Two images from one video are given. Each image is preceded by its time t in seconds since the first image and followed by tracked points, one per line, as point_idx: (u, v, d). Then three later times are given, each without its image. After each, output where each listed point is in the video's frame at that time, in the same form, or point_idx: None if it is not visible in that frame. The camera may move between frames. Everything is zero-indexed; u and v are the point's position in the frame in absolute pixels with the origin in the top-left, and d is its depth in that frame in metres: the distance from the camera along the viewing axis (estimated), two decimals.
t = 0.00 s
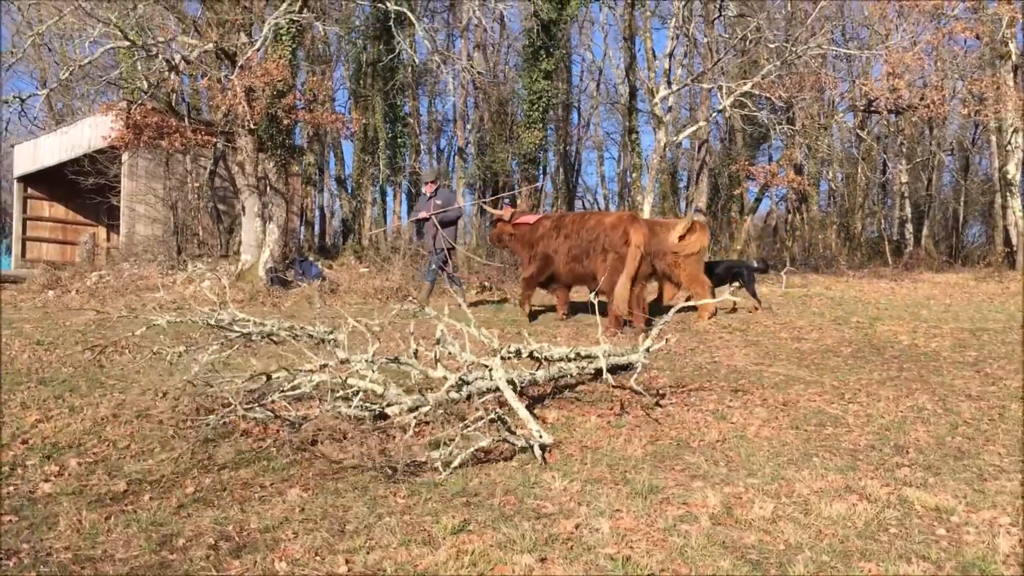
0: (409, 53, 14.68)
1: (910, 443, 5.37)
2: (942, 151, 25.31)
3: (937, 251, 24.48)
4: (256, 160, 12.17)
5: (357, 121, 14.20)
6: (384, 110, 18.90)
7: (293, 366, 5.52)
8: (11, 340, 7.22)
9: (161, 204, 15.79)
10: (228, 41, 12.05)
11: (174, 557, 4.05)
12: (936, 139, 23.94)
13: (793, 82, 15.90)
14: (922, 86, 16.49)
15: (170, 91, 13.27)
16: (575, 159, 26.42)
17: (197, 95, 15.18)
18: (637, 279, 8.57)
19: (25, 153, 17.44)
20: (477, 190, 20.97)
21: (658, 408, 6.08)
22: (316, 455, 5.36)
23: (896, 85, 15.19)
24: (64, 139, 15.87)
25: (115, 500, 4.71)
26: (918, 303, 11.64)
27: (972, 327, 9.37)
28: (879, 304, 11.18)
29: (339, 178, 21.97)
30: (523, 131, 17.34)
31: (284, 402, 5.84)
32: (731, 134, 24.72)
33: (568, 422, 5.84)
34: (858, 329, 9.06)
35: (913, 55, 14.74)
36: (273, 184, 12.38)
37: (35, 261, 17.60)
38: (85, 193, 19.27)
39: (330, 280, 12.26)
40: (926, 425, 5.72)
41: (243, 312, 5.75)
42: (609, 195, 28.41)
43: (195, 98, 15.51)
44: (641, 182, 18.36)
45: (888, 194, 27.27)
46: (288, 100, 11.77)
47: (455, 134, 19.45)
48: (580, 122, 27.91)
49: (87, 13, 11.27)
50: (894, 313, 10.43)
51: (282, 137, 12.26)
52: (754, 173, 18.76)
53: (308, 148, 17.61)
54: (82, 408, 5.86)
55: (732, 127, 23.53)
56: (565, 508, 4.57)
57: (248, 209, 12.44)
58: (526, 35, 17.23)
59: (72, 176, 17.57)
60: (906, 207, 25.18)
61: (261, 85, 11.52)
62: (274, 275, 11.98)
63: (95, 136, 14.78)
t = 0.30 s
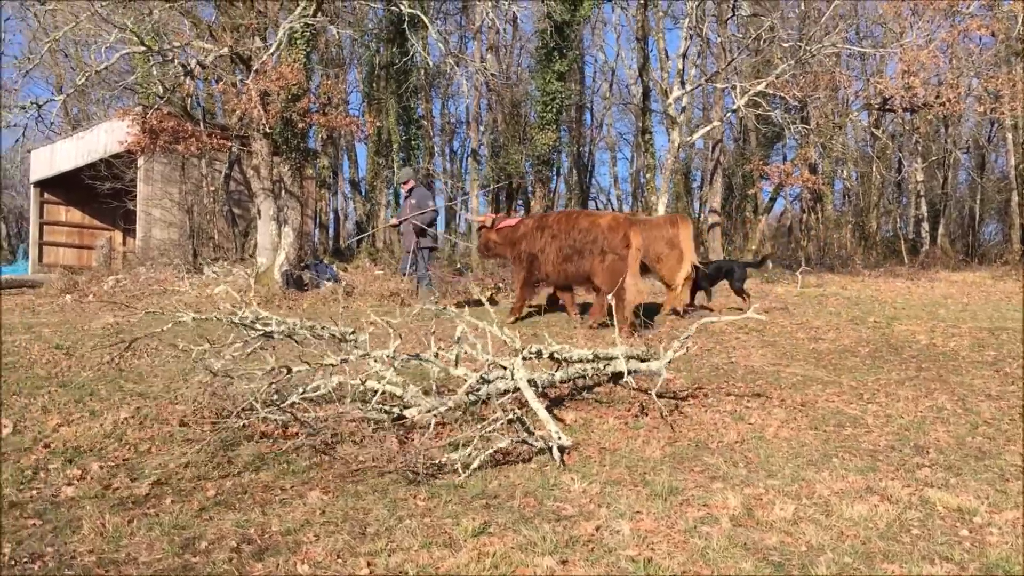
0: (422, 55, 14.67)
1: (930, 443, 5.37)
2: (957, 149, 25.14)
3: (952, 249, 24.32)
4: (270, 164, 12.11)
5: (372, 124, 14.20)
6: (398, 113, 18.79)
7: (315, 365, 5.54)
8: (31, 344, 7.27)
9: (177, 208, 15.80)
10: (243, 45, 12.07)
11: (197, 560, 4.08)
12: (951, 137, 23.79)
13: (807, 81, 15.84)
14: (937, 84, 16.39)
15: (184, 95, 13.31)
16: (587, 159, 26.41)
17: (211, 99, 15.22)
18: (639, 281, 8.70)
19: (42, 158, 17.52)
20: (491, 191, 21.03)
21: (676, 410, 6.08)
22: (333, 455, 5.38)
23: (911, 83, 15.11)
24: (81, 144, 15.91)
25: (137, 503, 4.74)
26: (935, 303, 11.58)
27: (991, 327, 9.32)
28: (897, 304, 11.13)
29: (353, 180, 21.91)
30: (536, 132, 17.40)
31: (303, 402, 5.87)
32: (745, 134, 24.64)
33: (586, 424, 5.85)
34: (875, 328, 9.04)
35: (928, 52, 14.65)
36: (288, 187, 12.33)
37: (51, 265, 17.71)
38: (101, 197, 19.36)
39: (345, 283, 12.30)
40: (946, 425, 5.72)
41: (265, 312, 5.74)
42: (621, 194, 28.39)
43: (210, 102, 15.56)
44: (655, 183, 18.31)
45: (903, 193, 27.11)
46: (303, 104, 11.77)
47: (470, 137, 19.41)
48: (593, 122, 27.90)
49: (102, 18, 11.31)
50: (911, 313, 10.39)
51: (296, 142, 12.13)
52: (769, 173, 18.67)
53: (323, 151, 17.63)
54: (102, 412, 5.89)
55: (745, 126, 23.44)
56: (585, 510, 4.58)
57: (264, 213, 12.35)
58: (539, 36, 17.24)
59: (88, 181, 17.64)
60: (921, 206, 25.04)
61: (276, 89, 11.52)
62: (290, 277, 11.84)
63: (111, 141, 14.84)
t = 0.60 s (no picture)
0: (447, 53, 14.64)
1: (963, 440, 5.36)
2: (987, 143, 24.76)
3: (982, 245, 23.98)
4: (297, 162, 12.23)
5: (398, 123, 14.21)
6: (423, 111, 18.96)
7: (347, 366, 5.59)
8: (64, 343, 7.41)
9: (205, 208, 15.96)
10: (270, 46, 12.08)
11: (233, 556, 4.13)
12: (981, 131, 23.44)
13: (834, 76, 15.68)
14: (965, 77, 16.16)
15: (211, 96, 13.40)
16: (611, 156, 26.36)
17: (237, 98, 15.30)
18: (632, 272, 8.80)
19: (72, 159, 17.73)
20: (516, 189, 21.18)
21: (705, 406, 6.08)
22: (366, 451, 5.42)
23: (939, 76, 14.90)
24: (110, 145, 16.07)
25: (171, 500, 4.81)
26: (965, 299, 11.45)
27: None
28: (927, 300, 11.01)
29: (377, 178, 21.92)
30: (561, 129, 17.62)
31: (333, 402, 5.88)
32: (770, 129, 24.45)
33: (615, 421, 5.86)
34: (905, 325, 8.97)
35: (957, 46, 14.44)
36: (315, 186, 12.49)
37: (81, 264, 17.96)
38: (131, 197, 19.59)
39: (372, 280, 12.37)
40: (979, 422, 5.69)
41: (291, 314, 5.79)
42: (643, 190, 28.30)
43: (236, 102, 15.67)
44: (680, 179, 18.18)
45: (932, 188, 26.76)
46: (328, 103, 11.76)
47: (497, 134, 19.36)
48: (617, 119, 27.83)
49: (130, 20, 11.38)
50: (941, 309, 10.29)
51: (323, 140, 12.22)
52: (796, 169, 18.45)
53: (348, 150, 17.72)
54: (136, 410, 5.98)
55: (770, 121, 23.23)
56: (616, 507, 4.60)
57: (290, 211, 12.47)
58: (563, 33, 17.20)
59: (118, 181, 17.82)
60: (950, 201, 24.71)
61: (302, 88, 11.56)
62: (317, 275, 11.87)
63: (139, 142, 14.99)
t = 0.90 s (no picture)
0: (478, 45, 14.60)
1: (1003, 433, 5.31)
2: None
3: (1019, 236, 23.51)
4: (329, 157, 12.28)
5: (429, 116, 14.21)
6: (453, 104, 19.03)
7: (383, 359, 5.60)
8: (103, 336, 7.57)
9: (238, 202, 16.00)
10: (302, 41, 12.14)
11: (273, 545, 4.17)
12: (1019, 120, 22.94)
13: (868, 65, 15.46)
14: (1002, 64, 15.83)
15: (242, 90, 13.49)
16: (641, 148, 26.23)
17: (268, 93, 15.39)
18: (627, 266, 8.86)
19: (107, 154, 17.94)
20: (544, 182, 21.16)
21: (738, 399, 6.08)
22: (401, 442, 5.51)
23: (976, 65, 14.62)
24: (145, 140, 16.25)
25: (211, 489, 4.89)
26: (1003, 289, 11.27)
27: None
28: (965, 292, 10.84)
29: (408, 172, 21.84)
30: (592, 121, 17.61)
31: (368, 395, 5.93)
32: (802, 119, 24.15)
33: (647, 413, 5.88)
34: (941, 317, 8.86)
35: (994, 33, 14.15)
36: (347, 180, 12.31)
37: (116, 258, 18.23)
38: (165, 193, 19.84)
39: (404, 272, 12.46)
40: (1021, 415, 5.63)
41: (328, 308, 5.80)
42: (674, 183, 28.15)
43: (267, 97, 15.77)
44: (711, 171, 18.03)
45: (968, 178, 26.26)
46: (359, 97, 11.77)
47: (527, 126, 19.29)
48: (647, 111, 27.68)
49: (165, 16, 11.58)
50: (979, 301, 10.14)
51: (354, 134, 12.26)
52: (829, 160, 18.29)
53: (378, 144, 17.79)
54: (174, 401, 6.09)
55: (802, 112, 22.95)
56: (652, 499, 4.62)
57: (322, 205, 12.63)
58: (594, 25, 17.12)
59: (153, 176, 18.01)
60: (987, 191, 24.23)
61: (333, 82, 11.59)
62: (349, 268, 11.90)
63: (173, 137, 15.14)
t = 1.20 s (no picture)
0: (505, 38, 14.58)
1: None
2: None
3: None
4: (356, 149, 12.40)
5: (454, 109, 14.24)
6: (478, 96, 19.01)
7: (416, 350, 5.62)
8: (134, 328, 7.69)
9: (264, 195, 16.01)
10: (328, 34, 12.22)
11: (306, 535, 4.19)
12: None
13: (897, 54, 15.28)
14: None
15: (269, 84, 13.58)
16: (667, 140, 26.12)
17: (294, 87, 15.48)
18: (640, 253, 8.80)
19: (135, 148, 18.10)
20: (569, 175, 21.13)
21: (768, 391, 6.07)
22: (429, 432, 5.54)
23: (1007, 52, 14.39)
24: (173, 134, 16.37)
25: (244, 479, 4.94)
26: None
27: None
28: (997, 283, 10.71)
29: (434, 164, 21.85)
30: (618, 113, 17.53)
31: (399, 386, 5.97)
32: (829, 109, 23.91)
33: (676, 405, 5.89)
34: (973, 309, 8.77)
35: None
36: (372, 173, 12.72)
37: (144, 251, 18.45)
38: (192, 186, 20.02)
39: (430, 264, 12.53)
40: None
41: (361, 298, 5.81)
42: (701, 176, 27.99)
43: (293, 90, 15.86)
44: (738, 162, 17.91)
45: (999, 168, 25.84)
46: (386, 89, 11.85)
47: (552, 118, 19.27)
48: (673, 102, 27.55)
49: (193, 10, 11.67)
50: (1011, 293, 10.01)
51: (380, 127, 12.47)
52: (857, 150, 18.11)
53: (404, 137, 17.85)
54: (206, 393, 6.18)
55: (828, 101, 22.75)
56: (683, 491, 4.62)
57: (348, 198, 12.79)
58: (620, 15, 17.06)
59: (181, 170, 18.17)
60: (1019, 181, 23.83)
61: (359, 75, 11.66)
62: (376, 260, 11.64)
63: (200, 130, 15.27)
